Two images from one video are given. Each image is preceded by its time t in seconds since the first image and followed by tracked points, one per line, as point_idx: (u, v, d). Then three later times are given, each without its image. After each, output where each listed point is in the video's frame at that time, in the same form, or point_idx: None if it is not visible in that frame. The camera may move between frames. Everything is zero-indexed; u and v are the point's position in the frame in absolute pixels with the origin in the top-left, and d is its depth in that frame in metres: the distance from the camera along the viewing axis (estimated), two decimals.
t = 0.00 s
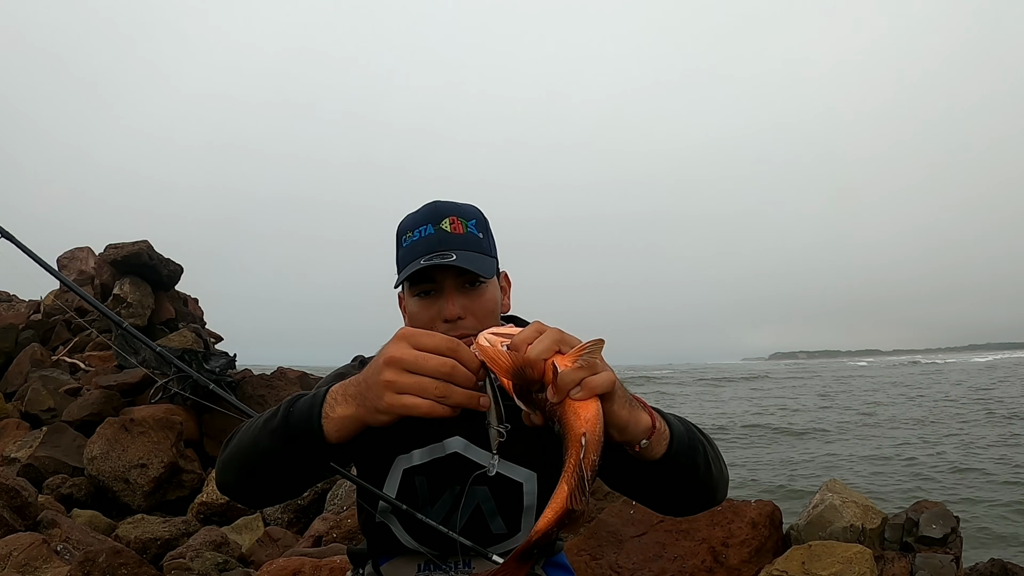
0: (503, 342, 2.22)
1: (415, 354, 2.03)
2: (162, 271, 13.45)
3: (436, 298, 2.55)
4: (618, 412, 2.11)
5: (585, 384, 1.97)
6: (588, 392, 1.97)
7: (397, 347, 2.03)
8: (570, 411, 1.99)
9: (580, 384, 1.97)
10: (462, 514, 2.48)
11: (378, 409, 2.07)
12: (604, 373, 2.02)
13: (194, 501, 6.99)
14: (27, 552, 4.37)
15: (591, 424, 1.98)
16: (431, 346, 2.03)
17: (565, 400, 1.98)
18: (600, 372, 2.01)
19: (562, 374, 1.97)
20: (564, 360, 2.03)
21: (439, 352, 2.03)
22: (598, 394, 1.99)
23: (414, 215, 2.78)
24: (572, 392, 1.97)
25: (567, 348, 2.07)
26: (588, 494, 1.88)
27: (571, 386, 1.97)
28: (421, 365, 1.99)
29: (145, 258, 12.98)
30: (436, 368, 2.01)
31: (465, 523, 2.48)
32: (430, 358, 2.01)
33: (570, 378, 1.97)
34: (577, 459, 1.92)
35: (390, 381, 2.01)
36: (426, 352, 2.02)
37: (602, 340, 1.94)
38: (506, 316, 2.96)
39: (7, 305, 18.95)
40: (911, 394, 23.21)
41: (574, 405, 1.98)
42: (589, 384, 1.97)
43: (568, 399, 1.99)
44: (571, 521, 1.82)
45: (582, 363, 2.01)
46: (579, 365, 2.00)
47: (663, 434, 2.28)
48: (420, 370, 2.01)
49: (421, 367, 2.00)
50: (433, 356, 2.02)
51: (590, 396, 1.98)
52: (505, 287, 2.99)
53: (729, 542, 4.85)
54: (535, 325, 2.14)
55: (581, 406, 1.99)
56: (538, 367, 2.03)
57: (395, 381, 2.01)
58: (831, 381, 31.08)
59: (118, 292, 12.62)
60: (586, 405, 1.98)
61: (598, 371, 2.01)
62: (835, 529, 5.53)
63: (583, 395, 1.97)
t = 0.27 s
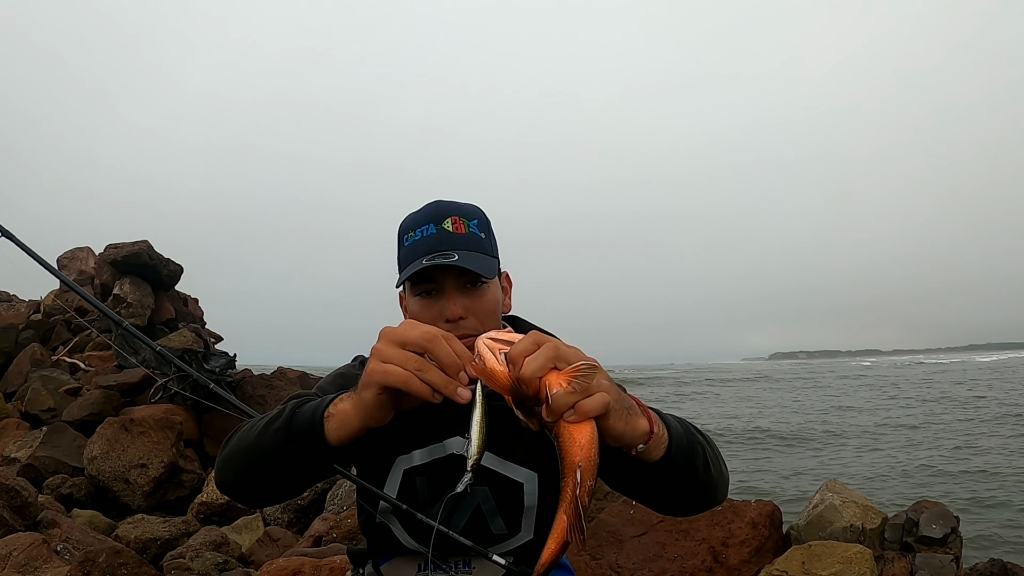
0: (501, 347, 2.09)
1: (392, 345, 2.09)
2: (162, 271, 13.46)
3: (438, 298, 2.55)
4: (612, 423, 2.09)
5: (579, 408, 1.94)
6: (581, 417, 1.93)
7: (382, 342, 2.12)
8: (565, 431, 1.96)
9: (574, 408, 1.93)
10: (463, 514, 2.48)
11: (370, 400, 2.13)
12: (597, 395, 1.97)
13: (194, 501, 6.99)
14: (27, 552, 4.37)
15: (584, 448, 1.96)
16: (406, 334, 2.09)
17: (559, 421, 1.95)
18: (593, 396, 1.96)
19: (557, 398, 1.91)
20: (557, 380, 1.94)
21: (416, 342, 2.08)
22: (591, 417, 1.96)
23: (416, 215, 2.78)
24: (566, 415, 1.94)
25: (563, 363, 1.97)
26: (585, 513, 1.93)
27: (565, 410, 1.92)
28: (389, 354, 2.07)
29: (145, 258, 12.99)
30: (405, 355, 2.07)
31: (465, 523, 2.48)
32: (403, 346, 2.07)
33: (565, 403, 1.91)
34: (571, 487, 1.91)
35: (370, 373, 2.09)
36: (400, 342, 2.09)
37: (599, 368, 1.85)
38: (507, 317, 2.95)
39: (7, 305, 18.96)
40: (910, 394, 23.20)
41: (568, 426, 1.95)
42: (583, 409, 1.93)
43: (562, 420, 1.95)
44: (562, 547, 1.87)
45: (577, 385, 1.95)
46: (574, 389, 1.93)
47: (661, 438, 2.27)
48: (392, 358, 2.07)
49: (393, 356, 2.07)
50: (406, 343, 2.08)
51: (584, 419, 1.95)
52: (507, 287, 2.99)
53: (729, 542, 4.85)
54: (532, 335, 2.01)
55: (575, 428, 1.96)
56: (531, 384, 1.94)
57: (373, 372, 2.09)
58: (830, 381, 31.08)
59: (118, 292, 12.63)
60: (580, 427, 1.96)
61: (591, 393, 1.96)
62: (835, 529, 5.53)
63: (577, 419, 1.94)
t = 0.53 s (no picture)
0: (500, 354, 2.10)
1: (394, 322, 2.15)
2: (162, 271, 13.46)
3: (441, 297, 2.55)
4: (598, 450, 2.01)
5: (546, 447, 1.89)
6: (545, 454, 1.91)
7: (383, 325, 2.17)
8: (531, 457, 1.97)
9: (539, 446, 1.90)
10: (463, 514, 2.48)
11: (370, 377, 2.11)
12: (566, 441, 1.87)
13: (194, 501, 6.99)
14: (27, 552, 4.37)
15: (543, 480, 1.96)
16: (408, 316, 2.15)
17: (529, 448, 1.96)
18: (561, 441, 1.87)
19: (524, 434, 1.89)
20: (535, 413, 1.90)
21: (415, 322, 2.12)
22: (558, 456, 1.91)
23: (421, 213, 2.77)
24: (535, 447, 1.92)
25: (546, 394, 1.90)
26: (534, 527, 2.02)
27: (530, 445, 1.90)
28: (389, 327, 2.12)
29: (145, 258, 13.00)
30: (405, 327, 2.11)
31: (465, 524, 2.48)
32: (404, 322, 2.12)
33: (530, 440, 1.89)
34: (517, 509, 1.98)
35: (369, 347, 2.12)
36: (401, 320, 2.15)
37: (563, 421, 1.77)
38: (510, 318, 2.96)
39: (7, 305, 18.96)
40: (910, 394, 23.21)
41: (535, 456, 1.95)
42: (548, 450, 1.89)
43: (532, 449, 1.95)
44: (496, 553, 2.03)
45: (548, 425, 1.89)
46: (543, 430, 1.88)
47: (653, 454, 2.25)
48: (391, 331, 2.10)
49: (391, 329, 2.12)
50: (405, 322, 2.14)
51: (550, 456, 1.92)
52: (510, 288, 2.99)
53: (729, 542, 4.85)
54: (526, 354, 1.95)
55: (542, 460, 1.95)
56: (512, 407, 1.94)
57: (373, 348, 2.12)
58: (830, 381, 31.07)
59: (118, 292, 12.63)
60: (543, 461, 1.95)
61: (561, 435, 1.88)
62: (835, 529, 5.53)
63: (543, 454, 1.92)
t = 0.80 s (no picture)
0: (498, 351, 2.08)
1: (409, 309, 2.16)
2: (162, 272, 13.45)
3: (442, 295, 2.55)
4: (598, 444, 2.01)
5: (546, 439, 1.89)
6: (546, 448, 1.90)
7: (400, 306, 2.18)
8: (532, 452, 1.95)
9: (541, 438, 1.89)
10: (462, 513, 2.48)
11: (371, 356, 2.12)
12: (568, 431, 1.89)
13: (194, 501, 6.99)
14: (27, 552, 4.37)
15: (544, 475, 1.93)
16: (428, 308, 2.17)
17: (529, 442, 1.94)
18: (562, 433, 1.88)
19: (525, 427, 1.87)
20: (535, 406, 1.88)
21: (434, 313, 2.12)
22: (559, 448, 1.91)
23: (425, 211, 2.77)
24: (536, 441, 1.91)
25: (546, 388, 1.89)
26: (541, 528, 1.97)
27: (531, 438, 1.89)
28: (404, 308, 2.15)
29: (145, 258, 13.00)
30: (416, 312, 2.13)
31: (464, 523, 2.48)
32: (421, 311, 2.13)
33: (532, 433, 1.87)
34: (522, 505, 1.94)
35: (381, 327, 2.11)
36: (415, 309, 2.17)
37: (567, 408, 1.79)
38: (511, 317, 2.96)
39: (7, 305, 18.97)
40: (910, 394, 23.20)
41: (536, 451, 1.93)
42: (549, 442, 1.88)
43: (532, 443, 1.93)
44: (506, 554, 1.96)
45: (549, 417, 1.88)
46: (544, 422, 1.87)
47: (654, 448, 2.26)
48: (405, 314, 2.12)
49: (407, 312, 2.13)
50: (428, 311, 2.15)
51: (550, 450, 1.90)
52: (511, 289, 2.99)
53: (729, 542, 4.84)
54: (524, 349, 1.94)
55: (543, 454, 1.92)
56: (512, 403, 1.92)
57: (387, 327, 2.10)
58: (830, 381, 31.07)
59: (118, 292, 12.64)
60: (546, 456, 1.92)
61: (561, 427, 1.88)
62: (835, 529, 5.53)
63: (544, 447, 1.90)
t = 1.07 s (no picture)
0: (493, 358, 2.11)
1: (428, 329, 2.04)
2: (162, 272, 13.45)
3: (442, 296, 2.55)
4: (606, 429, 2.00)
5: (556, 414, 1.87)
6: (559, 424, 1.87)
7: (411, 324, 2.05)
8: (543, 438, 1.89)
9: (551, 414, 1.86)
10: (463, 513, 2.48)
11: (377, 379, 2.03)
12: (575, 402, 1.89)
13: (194, 501, 6.98)
14: (27, 552, 4.37)
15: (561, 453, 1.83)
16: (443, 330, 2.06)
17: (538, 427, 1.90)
18: (571, 403, 1.88)
19: (533, 405, 1.86)
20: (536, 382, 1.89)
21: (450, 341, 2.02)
22: (570, 423, 1.88)
23: (424, 212, 2.77)
24: (545, 420, 1.87)
25: (546, 370, 1.92)
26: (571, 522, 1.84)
27: (541, 417, 1.86)
28: (420, 329, 2.02)
29: (145, 258, 13.01)
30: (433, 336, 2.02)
31: (465, 523, 2.48)
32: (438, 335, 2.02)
33: (541, 410, 1.85)
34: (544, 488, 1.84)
35: (393, 352, 2.01)
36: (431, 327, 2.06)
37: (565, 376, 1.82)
38: (511, 318, 2.96)
39: (7, 305, 18.98)
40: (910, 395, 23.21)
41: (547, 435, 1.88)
42: (560, 415, 1.86)
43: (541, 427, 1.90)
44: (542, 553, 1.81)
45: (556, 391, 1.87)
46: (551, 396, 1.86)
47: (661, 437, 2.27)
48: (418, 339, 2.01)
49: (425, 337, 2.01)
50: (443, 336, 2.04)
51: (563, 425, 1.87)
52: (510, 289, 2.99)
53: (729, 542, 4.85)
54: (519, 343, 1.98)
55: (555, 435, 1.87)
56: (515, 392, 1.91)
57: (398, 357, 2.00)
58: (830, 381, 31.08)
59: (118, 292, 12.64)
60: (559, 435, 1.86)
61: (569, 400, 1.89)
62: (834, 529, 5.53)
63: (555, 424, 1.87)
